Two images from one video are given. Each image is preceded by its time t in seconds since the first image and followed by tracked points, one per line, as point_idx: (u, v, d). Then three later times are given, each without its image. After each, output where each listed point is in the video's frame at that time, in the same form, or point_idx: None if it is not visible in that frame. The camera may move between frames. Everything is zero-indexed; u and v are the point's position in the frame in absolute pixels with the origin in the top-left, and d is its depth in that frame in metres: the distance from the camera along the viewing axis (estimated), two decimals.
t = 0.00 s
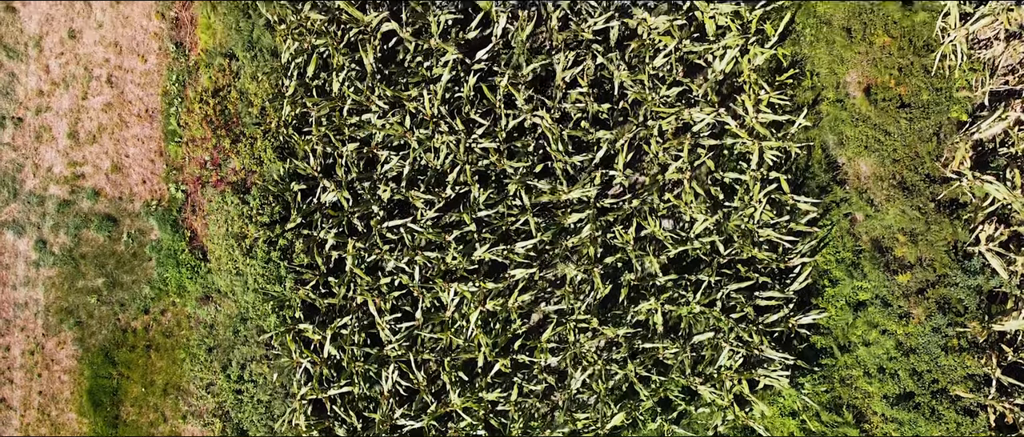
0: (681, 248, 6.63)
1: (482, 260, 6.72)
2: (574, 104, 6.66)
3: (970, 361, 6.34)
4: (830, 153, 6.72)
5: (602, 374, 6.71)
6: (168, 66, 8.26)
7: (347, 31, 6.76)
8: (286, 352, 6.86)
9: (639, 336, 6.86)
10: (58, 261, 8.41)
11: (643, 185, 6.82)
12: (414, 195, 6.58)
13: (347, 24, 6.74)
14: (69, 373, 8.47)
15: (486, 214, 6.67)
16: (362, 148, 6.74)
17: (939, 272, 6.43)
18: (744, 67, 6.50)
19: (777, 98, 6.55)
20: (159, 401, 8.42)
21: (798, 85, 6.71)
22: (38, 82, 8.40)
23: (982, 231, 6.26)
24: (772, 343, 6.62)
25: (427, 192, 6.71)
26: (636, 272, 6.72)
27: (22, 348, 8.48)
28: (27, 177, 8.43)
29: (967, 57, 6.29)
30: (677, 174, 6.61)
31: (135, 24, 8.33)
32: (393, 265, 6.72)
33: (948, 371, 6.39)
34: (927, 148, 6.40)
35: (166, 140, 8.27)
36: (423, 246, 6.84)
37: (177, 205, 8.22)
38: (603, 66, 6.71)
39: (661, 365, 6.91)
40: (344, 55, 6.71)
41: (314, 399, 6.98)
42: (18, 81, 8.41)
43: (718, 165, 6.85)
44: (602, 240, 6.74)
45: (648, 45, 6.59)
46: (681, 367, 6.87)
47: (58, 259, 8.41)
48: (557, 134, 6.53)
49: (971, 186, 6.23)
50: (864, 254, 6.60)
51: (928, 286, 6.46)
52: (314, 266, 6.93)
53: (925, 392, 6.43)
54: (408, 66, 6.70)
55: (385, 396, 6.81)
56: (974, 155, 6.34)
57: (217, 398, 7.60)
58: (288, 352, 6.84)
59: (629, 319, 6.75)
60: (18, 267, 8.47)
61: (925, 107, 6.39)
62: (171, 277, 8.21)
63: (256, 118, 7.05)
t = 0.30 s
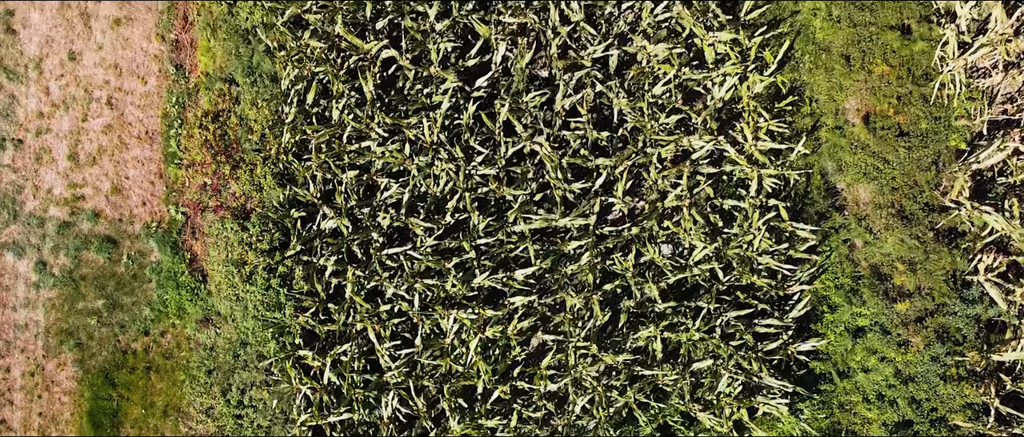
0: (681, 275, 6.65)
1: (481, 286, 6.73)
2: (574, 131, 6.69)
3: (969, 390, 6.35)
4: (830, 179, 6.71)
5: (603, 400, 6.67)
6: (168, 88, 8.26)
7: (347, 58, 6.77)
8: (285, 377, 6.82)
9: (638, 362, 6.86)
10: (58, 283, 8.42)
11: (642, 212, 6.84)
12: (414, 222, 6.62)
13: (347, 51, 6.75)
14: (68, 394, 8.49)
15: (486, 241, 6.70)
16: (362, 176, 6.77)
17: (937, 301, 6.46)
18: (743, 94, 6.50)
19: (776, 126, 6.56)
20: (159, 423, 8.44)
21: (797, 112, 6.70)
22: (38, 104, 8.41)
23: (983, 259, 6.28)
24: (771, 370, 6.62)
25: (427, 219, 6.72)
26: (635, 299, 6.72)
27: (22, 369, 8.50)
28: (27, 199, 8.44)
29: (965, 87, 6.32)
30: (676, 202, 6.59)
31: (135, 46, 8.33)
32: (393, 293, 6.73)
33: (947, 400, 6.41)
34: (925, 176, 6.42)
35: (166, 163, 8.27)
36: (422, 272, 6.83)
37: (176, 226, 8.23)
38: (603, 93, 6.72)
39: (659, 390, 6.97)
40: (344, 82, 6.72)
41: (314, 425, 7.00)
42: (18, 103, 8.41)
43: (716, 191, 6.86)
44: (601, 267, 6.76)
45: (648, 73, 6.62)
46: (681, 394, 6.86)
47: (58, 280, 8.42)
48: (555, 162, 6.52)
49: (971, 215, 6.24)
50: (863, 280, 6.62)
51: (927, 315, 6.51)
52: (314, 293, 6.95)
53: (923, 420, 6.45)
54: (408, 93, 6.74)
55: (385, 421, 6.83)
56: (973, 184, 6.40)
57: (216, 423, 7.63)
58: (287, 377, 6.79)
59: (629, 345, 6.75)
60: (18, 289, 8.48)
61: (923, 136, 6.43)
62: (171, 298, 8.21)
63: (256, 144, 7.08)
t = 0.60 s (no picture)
0: (681, 301, 6.64)
1: (481, 311, 6.75)
2: (573, 157, 6.67)
3: (968, 418, 6.40)
4: (829, 204, 6.72)
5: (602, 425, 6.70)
6: (168, 109, 8.26)
7: (347, 84, 6.78)
8: (286, 400, 6.83)
9: (638, 386, 6.88)
10: (58, 304, 8.42)
11: (641, 237, 6.86)
12: (414, 248, 6.62)
13: (347, 77, 6.78)
14: (69, 414, 8.52)
15: (485, 267, 6.70)
16: (362, 202, 6.77)
17: (937, 328, 6.44)
18: (743, 120, 6.51)
19: (776, 152, 6.56)
20: None
21: (796, 136, 6.72)
22: (38, 125, 8.42)
23: (981, 286, 6.32)
24: (771, 395, 6.67)
25: (427, 244, 6.74)
26: (635, 324, 6.75)
27: (23, 389, 8.53)
28: (27, 219, 8.44)
29: (965, 114, 6.32)
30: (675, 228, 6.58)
31: (135, 66, 8.34)
32: (392, 318, 6.74)
33: (946, 427, 6.46)
34: (925, 203, 6.41)
35: (166, 183, 8.28)
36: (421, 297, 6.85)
37: (177, 247, 8.23)
38: (602, 118, 6.73)
39: (659, 414, 6.95)
40: (344, 108, 6.75)
41: None
42: (18, 124, 8.42)
43: (715, 215, 6.87)
44: (601, 293, 6.81)
45: (647, 98, 6.65)
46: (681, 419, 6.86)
47: (58, 301, 8.42)
48: (554, 188, 6.52)
49: (969, 243, 6.25)
50: (862, 304, 6.63)
51: (926, 342, 6.51)
52: (315, 318, 6.98)
53: None
54: (408, 119, 6.76)
55: None
56: (973, 211, 6.44)
57: None
58: (288, 401, 6.80)
59: (628, 370, 6.76)
60: (18, 309, 8.49)
61: (923, 163, 6.42)
62: (172, 319, 8.23)
63: (257, 169, 7.09)
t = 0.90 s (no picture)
0: (680, 330, 6.64)
1: (480, 339, 6.76)
2: (572, 186, 6.73)
3: None
4: (828, 231, 6.74)
5: None
6: (168, 132, 8.26)
7: (347, 112, 6.81)
8: (286, 427, 6.86)
9: (638, 414, 6.84)
10: (58, 326, 8.43)
11: (641, 264, 6.83)
12: (413, 275, 6.64)
13: (347, 105, 6.79)
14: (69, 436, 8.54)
15: (484, 296, 6.69)
16: (361, 230, 6.79)
17: (936, 358, 6.46)
18: (743, 148, 6.52)
19: (775, 181, 6.52)
20: None
21: (795, 164, 6.73)
22: (38, 147, 8.43)
23: (980, 316, 6.31)
24: (770, 423, 6.75)
25: (426, 272, 6.74)
26: (635, 352, 6.77)
27: (23, 411, 8.54)
28: (27, 241, 8.45)
29: (963, 144, 6.33)
30: (673, 256, 6.61)
31: (135, 89, 8.34)
32: (391, 346, 6.72)
33: None
34: (923, 233, 6.43)
35: (166, 206, 8.28)
36: (421, 324, 6.85)
37: (176, 270, 8.24)
38: (602, 147, 6.76)
39: None
40: (344, 136, 6.74)
41: None
42: (18, 146, 8.43)
43: (714, 242, 6.88)
44: (600, 320, 6.83)
45: (646, 127, 6.67)
46: None
47: (58, 323, 8.43)
48: (554, 216, 6.56)
49: (968, 272, 6.26)
50: (861, 330, 6.65)
51: (925, 371, 6.51)
52: (314, 345, 7.00)
53: None
54: (408, 147, 6.79)
55: None
56: (972, 242, 6.50)
57: None
58: (288, 428, 6.84)
59: (627, 398, 6.76)
60: (18, 331, 8.49)
61: (921, 193, 6.42)
62: (172, 341, 8.24)
63: (256, 195, 7.09)
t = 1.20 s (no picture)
0: (679, 358, 6.65)
1: (479, 367, 6.75)
2: (571, 214, 6.74)
3: None
4: (826, 258, 6.74)
5: None
6: (168, 154, 8.26)
7: (346, 140, 6.80)
8: None
9: None
10: (57, 348, 8.43)
11: (639, 291, 6.89)
12: (412, 303, 6.64)
13: (347, 133, 6.79)
14: None
15: (483, 324, 6.68)
16: (360, 257, 6.80)
17: (934, 388, 6.49)
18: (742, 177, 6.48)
19: (774, 209, 6.50)
20: None
21: (794, 191, 6.69)
22: (38, 170, 8.43)
23: (976, 347, 6.39)
24: None
25: (424, 300, 6.75)
26: (633, 380, 6.76)
27: (22, 433, 8.55)
28: (27, 263, 8.45)
29: (961, 174, 6.33)
30: (671, 284, 6.61)
31: (135, 111, 8.35)
32: (391, 374, 6.76)
33: None
34: (921, 263, 6.44)
35: (165, 228, 8.28)
36: (420, 351, 6.87)
37: (176, 293, 8.23)
38: (601, 175, 6.79)
39: None
40: (343, 164, 6.74)
41: None
42: (18, 168, 8.43)
43: (714, 268, 6.88)
44: (599, 348, 6.84)
45: (645, 156, 6.65)
46: None
47: (58, 346, 8.43)
48: (552, 245, 6.58)
49: (966, 304, 6.32)
50: (861, 357, 6.66)
51: (923, 400, 6.53)
52: (314, 372, 7.02)
53: None
54: (406, 176, 6.78)
55: None
56: (971, 273, 6.53)
57: None
58: None
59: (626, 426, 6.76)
60: (18, 353, 8.50)
61: (920, 222, 6.44)
62: (171, 364, 8.23)
63: (255, 222, 7.11)
